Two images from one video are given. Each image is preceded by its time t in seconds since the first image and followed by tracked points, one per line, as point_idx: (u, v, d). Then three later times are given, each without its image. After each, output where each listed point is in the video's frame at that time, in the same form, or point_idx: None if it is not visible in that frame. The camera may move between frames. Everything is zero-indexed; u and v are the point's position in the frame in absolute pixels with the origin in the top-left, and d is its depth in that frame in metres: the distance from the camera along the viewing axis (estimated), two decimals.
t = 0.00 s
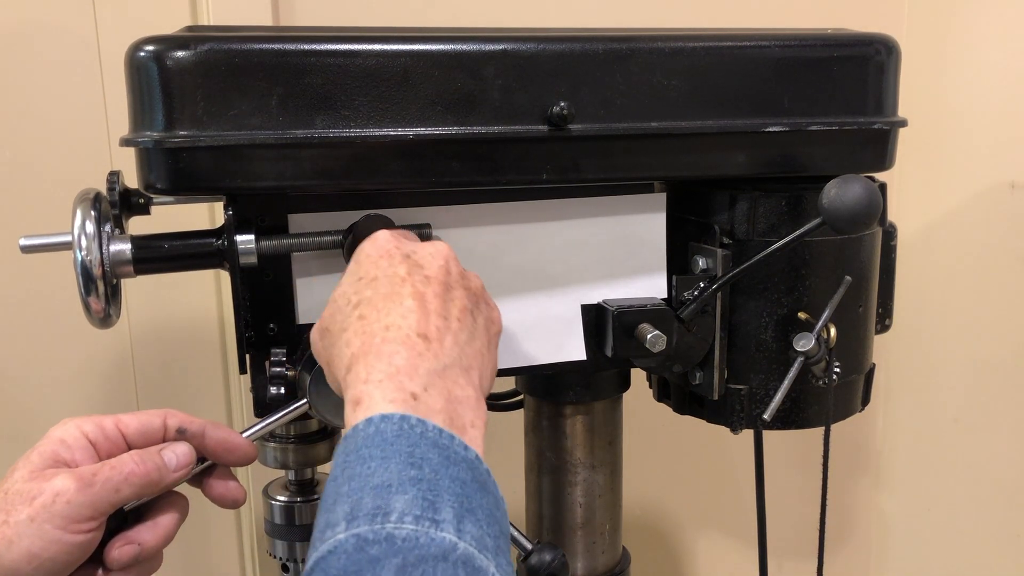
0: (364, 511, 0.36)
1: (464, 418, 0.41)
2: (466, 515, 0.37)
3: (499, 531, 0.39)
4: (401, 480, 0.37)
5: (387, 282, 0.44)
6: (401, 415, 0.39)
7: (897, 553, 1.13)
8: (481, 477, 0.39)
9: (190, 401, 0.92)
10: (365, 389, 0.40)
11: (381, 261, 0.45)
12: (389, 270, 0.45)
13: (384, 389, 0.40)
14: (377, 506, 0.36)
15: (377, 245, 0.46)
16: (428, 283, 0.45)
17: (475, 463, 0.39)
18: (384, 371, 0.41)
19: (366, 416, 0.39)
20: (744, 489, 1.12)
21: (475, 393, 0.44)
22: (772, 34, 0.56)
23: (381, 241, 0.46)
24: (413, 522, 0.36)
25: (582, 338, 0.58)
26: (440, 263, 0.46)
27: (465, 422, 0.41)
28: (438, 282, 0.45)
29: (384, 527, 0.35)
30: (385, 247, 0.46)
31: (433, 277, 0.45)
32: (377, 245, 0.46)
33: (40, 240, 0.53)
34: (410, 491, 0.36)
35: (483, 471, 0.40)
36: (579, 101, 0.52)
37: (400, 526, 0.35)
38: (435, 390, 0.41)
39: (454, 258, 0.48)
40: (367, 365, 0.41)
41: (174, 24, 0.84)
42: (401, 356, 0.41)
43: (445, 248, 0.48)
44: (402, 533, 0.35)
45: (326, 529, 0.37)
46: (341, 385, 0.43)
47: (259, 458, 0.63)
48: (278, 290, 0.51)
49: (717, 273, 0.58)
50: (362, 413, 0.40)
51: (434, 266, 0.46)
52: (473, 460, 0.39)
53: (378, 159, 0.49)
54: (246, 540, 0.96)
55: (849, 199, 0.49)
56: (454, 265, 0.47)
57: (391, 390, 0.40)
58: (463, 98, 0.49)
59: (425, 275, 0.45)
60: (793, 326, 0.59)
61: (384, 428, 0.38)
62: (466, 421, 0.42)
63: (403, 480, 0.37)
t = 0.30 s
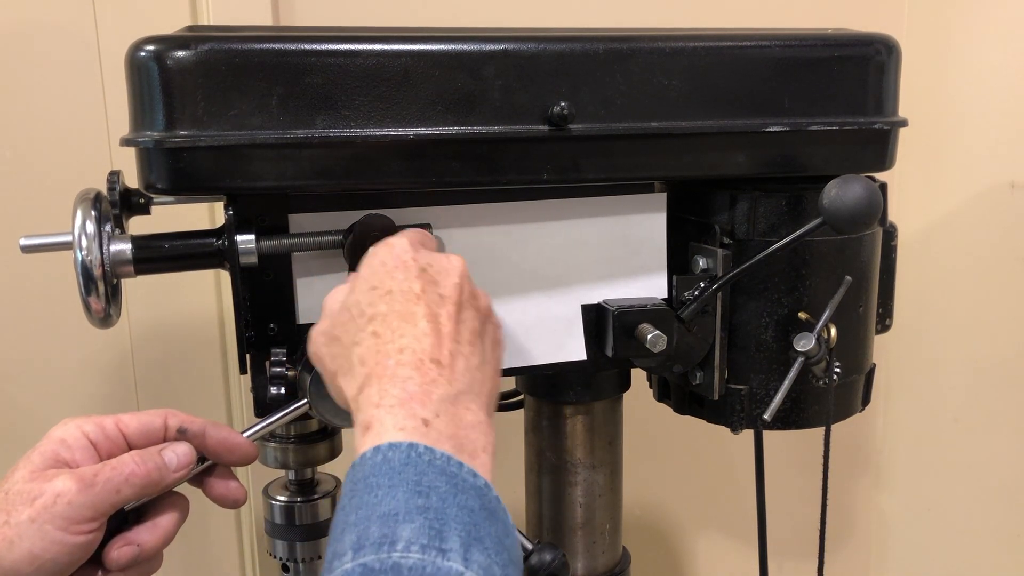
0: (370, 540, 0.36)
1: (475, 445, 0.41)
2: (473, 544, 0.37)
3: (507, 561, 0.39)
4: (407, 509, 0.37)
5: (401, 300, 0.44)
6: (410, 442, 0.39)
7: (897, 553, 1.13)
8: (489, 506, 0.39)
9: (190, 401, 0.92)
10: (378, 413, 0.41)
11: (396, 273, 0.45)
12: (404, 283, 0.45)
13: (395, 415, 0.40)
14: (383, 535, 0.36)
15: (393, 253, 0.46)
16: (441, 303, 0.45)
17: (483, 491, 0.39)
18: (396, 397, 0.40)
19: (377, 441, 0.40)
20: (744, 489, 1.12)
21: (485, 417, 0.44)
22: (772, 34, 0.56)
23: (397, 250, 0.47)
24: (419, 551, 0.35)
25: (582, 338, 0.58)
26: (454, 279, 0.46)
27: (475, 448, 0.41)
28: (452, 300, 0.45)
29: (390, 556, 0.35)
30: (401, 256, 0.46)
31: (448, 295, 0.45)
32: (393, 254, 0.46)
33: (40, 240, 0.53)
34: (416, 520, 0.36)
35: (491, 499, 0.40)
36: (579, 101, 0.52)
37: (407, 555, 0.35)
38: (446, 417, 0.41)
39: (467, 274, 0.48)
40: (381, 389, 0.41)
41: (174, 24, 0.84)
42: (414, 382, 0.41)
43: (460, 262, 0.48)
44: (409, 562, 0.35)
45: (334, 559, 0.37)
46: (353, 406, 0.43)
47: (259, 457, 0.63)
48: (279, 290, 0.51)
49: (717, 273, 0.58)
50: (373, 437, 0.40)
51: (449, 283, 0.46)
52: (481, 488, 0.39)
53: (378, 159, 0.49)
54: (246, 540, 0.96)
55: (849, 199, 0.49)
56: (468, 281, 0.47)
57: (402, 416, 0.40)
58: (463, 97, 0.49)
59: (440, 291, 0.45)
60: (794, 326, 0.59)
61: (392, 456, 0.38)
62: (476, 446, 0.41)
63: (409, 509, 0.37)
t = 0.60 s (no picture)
0: (366, 545, 0.36)
1: (462, 456, 0.42)
2: (466, 550, 0.37)
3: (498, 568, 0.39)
4: (401, 514, 0.37)
5: (393, 309, 0.45)
6: (399, 451, 0.39)
7: (897, 553, 1.13)
8: (479, 513, 0.40)
9: (189, 401, 0.92)
10: (365, 425, 0.40)
11: (392, 281, 0.46)
12: (399, 292, 0.45)
13: (383, 426, 0.40)
14: (379, 539, 0.36)
15: (391, 259, 0.47)
16: (434, 313, 0.45)
17: (472, 498, 0.40)
18: (384, 409, 0.41)
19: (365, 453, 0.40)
20: (744, 489, 1.12)
21: (473, 430, 0.44)
22: (772, 34, 0.57)
23: (395, 256, 0.47)
24: (415, 554, 0.35)
25: (581, 338, 0.58)
26: (451, 286, 0.47)
27: (462, 459, 0.42)
28: (446, 311, 0.46)
29: (386, 560, 0.35)
30: (399, 263, 0.47)
31: (441, 303, 0.46)
32: (391, 260, 0.47)
33: (40, 240, 0.53)
34: (410, 524, 0.36)
35: (480, 506, 0.40)
36: (579, 101, 0.52)
37: (403, 558, 0.35)
38: (433, 429, 0.41)
39: (466, 283, 0.48)
40: (368, 401, 0.41)
41: (174, 24, 0.84)
42: (401, 395, 0.41)
43: (459, 270, 0.48)
44: (405, 565, 0.35)
45: (328, 566, 0.36)
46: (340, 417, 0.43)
47: (259, 458, 0.63)
48: (278, 290, 0.51)
49: (717, 273, 0.58)
50: (361, 450, 0.40)
51: (445, 290, 0.46)
52: (470, 495, 0.40)
53: (379, 159, 0.49)
54: (246, 540, 0.96)
55: (849, 199, 0.49)
56: (465, 290, 0.48)
57: (390, 428, 0.40)
58: (463, 97, 0.49)
59: (434, 301, 0.46)
60: (794, 326, 0.59)
61: (384, 463, 0.39)
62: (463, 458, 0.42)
63: (404, 513, 0.37)
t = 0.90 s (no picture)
0: (350, 547, 0.36)
1: (448, 446, 0.42)
2: (450, 550, 0.37)
3: (480, 563, 0.39)
4: (386, 514, 0.37)
5: (374, 299, 0.45)
6: (385, 445, 0.39)
7: (897, 553, 1.13)
8: (462, 508, 0.40)
9: (190, 401, 0.92)
10: (348, 415, 0.40)
11: (374, 274, 0.45)
12: (381, 283, 0.45)
13: (367, 417, 0.40)
14: (363, 541, 0.36)
15: (373, 253, 0.46)
16: (416, 303, 0.45)
17: (457, 494, 0.40)
18: (367, 398, 0.41)
19: (350, 444, 0.39)
20: (744, 489, 1.12)
21: (457, 417, 0.44)
22: (772, 34, 0.56)
23: (377, 251, 0.47)
24: (400, 558, 0.36)
25: (581, 338, 0.58)
26: (436, 278, 0.47)
27: (447, 449, 0.42)
28: (429, 301, 0.46)
29: (371, 563, 0.35)
30: (381, 258, 0.46)
31: (425, 293, 0.46)
32: (374, 254, 0.46)
33: (39, 240, 0.53)
34: (395, 526, 0.36)
35: (465, 502, 0.40)
36: (579, 101, 0.52)
37: (387, 562, 0.35)
38: (418, 417, 0.41)
39: (450, 275, 0.48)
40: (351, 391, 0.41)
41: (174, 24, 0.84)
42: (385, 383, 0.41)
43: (444, 261, 0.48)
44: (390, 569, 0.35)
45: (310, 565, 0.36)
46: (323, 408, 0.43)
47: (259, 458, 0.63)
48: (278, 290, 0.51)
49: (717, 273, 0.58)
50: (345, 441, 0.40)
51: (430, 281, 0.46)
52: (454, 490, 0.40)
53: (379, 159, 0.49)
54: (246, 540, 0.96)
55: (849, 199, 0.49)
56: (449, 281, 0.48)
57: (374, 418, 0.40)
58: (463, 97, 0.49)
59: (417, 292, 0.46)
60: (793, 326, 0.59)
61: (368, 459, 0.38)
62: (448, 447, 0.42)
63: (388, 514, 0.37)
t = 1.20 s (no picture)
0: (358, 538, 0.35)
1: (454, 443, 0.42)
2: (459, 545, 0.37)
3: (489, 563, 0.39)
4: (395, 507, 0.36)
5: (380, 296, 0.45)
6: (394, 438, 0.39)
7: (897, 553, 1.13)
8: (471, 505, 0.39)
9: (190, 401, 0.92)
10: (357, 408, 0.41)
11: (378, 272, 0.46)
12: (385, 281, 0.46)
13: (376, 410, 0.40)
14: (372, 533, 0.36)
15: (376, 250, 0.47)
16: (423, 300, 0.45)
17: (465, 490, 0.39)
18: (376, 391, 0.41)
19: (358, 437, 0.40)
20: (744, 489, 1.12)
21: (464, 414, 0.44)
22: (772, 34, 0.56)
23: (380, 247, 0.47)
24: (408, 550, 0.35)
25: (581, 338, 0.58)
26: (437, 277, 0.47)
27: (454, 446, 0.41)
28: (434, 298, 0.46)
29: (379, 555, 0.35)
30: (383, 256, 0.47)
31: (430, 291, 0.46)
32: (375, 252, 0.47)
33: (39, 240, 0.53)
34: (404, 519, 0.36)
35: (474, 498, 0.40)
36: (579, 101, 0.52)
37: (395, 554, 0.35)
38: (425, 413, 0.41)
39: (452, 273, 0.48)
40: (360, 383, 0.41)
41: (174, 24, 0.84)
42: (393, 376, 0.41)
43: (445, 261, 0.48)
44: (398, 561, 0.35)
45: (317, 557, 0.36)
46: (330, 401, 0.43)
47: (259, 458, 0.63)
48: (278, 290, 0.51)
49: (717, 273, 0.58)
50: (353, 433, 0.40)
51: (432, 280, 0.46)
52: (464, 487, 0.40)
53: (378, 159, 0.49)
54: (246, 540, 0.96)
55: (849, 198, 0.49)
56: (451, 280, 0.48)
57: (383, 411, 0.40)
58: (463, 97, 0.49)
59: (421, 289, 0.46)
60: (794, 326, 0.59)
61: (377, 452, 0.38)
62: (455, 445, 0.42)
63: (397, 507, 0.37)
